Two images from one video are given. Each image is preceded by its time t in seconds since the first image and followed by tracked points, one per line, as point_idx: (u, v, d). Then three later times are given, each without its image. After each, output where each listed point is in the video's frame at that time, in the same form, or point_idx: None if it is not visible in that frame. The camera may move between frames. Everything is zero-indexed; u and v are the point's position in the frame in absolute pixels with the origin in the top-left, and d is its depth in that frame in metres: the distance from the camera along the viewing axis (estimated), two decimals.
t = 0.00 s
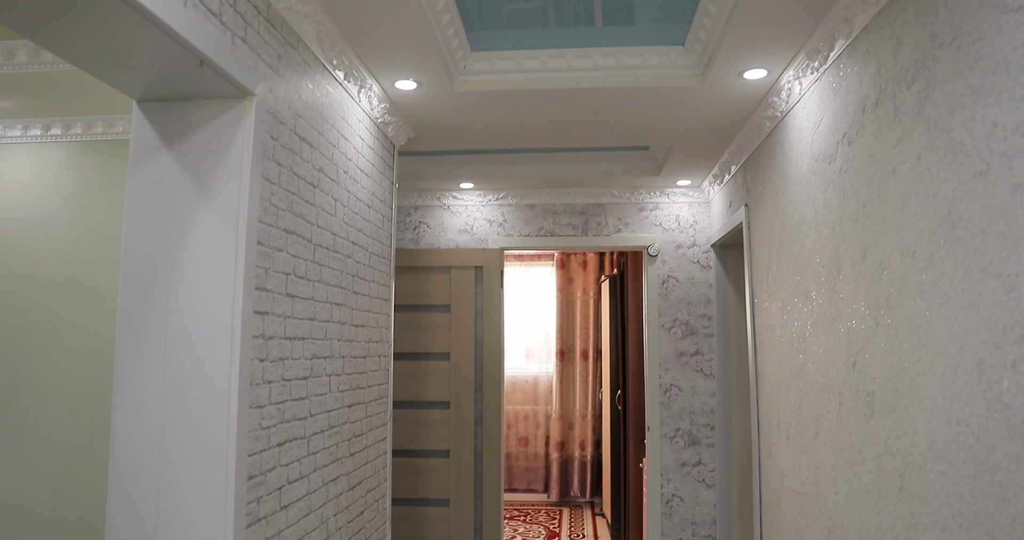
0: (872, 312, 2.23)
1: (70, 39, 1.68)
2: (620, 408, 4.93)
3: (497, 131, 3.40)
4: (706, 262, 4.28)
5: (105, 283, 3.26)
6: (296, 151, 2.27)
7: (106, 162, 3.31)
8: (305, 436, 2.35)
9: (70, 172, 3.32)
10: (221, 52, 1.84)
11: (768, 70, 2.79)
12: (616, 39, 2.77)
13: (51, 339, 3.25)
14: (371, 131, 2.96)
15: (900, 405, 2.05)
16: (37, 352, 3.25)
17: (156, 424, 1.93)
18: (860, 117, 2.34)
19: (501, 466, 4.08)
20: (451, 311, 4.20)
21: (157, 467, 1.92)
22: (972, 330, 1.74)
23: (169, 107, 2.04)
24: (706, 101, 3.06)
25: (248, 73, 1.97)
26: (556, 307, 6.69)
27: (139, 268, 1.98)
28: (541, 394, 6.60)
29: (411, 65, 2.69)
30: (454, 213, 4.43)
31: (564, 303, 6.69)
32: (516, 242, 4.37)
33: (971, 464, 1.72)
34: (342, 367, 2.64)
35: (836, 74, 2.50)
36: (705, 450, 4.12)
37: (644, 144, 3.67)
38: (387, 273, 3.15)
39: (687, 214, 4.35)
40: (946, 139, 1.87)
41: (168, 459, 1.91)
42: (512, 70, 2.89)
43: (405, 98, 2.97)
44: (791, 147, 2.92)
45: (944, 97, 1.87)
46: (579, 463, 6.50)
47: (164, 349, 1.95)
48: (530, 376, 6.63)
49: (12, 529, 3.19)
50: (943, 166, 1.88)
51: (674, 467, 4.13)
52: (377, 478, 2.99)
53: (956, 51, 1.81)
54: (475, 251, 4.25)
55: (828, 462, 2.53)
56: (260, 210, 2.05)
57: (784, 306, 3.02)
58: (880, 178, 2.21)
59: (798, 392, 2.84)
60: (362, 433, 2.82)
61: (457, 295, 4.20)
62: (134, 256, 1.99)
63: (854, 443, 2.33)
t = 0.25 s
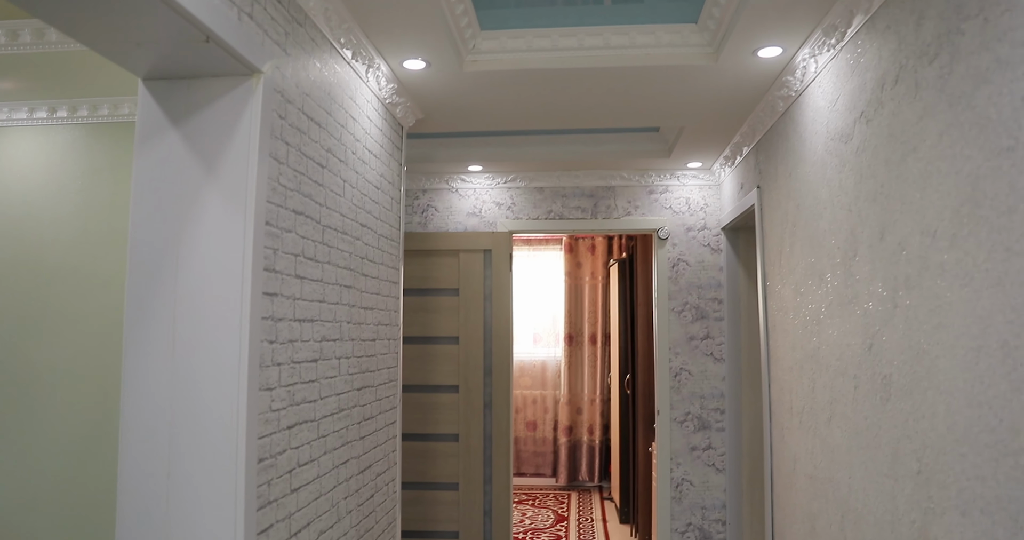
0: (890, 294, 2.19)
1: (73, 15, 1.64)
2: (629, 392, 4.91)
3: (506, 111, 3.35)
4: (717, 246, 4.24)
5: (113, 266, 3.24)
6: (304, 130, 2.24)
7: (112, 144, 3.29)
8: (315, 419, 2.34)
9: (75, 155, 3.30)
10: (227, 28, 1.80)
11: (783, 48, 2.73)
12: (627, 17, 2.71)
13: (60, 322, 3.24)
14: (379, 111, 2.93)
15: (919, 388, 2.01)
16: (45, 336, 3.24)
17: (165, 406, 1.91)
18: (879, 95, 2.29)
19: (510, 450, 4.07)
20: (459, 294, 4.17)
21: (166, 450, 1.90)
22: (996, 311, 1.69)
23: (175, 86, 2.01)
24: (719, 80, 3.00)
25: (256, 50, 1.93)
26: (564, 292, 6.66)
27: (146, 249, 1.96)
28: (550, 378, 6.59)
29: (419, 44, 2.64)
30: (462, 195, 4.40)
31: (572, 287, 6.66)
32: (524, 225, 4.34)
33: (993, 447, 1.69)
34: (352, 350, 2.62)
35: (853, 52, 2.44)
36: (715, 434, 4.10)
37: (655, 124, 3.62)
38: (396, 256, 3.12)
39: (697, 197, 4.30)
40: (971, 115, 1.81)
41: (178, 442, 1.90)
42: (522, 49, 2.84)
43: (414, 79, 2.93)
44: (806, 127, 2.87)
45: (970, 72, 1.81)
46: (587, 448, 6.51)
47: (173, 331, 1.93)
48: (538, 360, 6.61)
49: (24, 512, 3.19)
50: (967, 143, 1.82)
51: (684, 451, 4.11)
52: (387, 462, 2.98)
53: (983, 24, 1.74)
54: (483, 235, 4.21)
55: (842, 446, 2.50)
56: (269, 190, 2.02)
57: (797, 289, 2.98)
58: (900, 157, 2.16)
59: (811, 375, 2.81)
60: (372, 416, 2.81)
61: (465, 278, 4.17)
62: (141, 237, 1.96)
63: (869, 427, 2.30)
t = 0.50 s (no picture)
0: (924, 282, 2.14)
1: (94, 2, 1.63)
2: (649, 382, 4.88)
3: (526, 98, 3.31)
4: (739, 234, 4.18)
5: (135, 257, 3.25)
6: (325, 117, 2.22)
7: (133, 134, 3.29)
8: (338, 409, 2.33)
9: (97, 145, 3.31)
10: (248, 12, 1.77)
11: (811, 31, 2.66)
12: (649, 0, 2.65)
13: (84, 312, 3.26)
14: (399, 99, 2.90)
15: (954, 378, 1.96)
16: (69, 325, 3.26)
17: (189, 395, 1.91)
18: (912, 77, 2.22)
19: (530, 440, 4.05)
20: (479, 284, 4.15)
21: (190, 438, 1.90)
22: None
23: (196, 72, 1.99)
24: (744, 64, 2.94)
25: (277, 35, 1.91)
26: (582, 281, 6.62)
27: (169, 237, 1.95)
28: (569, 368, 6.57)
29: (440, 29, 2.61)
30: (481, 184, 4.37)
31: (590, 276, 6.62)
32: (543, 214, 4.30)
33: None
34: (374, 340, 2.61)
35: (885, 33, 2.38)
36: (737, 425, 4.06)
37: (678, 111, 3.56)
38: (416, 245, 3.10)
39: (718, 185, 4.24)
40: (1012, 95, 1.73)
41: (202, 431, 1.90)
42: (544, 35, 2.80)
43: (434, 65, 2.89)
44: (834, 111, 2.81)
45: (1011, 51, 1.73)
46: (606, 437, 6.48)
47: (196, 320, 1.92)
48: (556, 349, 6.59)
49: (50, 500, 3.22)
50: (1008, 125, 1.75)
51: (705, 441, 4.08)
52: (409, 451, 2.98)
53: None
54: (502, 224, 4.18)
55: (872, 436, 2.45)
56: (291, 177, 2.00)
57: (824, 277, 2.92)
58: (934, 141, 2.10)
59: (838, 364, 2.76)
60: (394, 406, 2.80)
61: (485, 267, 4.15)
62: (163, 225, 1.95)
63: (901, 417, 2.25)
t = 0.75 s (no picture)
0: (982, 272, 2.04)
1: None
2: (684, 375, 4.81)
3: (561, 86, 3.25)
4: (777, 224, 4.08)
5: (172, 248, 3.27)
6: (362, 105, 2.19)
7: (169, 127, 3.30)
8: (376, 401, 2.31)
9: (134, 138, 3.32)
10: None
11: (859, 12, 2.56)
12: None
13: (123, 304, 3.29)
14: (434, 87, 2.87)
15: (1017, 371, 1.87)
16: (110, 318, 3.29)
17: (228, 386, 1.90)
18: (971, 57, 2.11)
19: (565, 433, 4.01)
20: (512, 275, 4.12)
21: (231, 430, 1.90)
22: None
23: (233, 60, 1.97)
24: (788, 48, 2.85)
25: (314, 21, 1.89)
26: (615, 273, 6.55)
27: (208, 228, 1.94)
28: (601, 360, 6.52)
29: (476, 16, 2.56)
30: (514, 175, 4.32)
31: (623, 268, 6.56)
32: (577, 204, 4.25)
33: None
34: (411, 332, 2.59)
35: (939, 12, 2.27)
36: (776, 418, 3.98)
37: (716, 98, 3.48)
38: (452, 236, 3.08)
39: (756, 173, 4.15)
40: None
41: (242, 423, 1.89)
42: (581, 21, 2.73)
43: (470, 53, 2.86)
44: (882, 96, 2.71)
45: None
46: (639, 431, 6.42)
47: (235, 311, 1.91)
48: (589, 342, 6.55)
49: (92, 489, 3.27)
50: None
51: (743, 435, 4.01)
52: (446, 444, 2.96)
53: None
54: (535, 215, 4.14)
55: (924, 432, 2.37)
56: (329, 166, 1.98)
57: (871, 268, 2.83)
58: (995, 124, 2.00)
59: (887, 357, 2.68)
60: (431, 399, 2.78)
61: (519, 259, 4.11)
62: (202, 215, 1.95)
63: (957, 412, 2.17)
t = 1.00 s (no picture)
0: None
1: None
2: (724, 367, 4.73)
3: (600, 73, 3.19)
4: (821, 213, 3.98)
5: (212, 241, 3.29)
6: (401, 93, 2.17)
7: (208, 119, 3.32)
8: (417, 392, 2.30)
9: (173, 130, 3.35)
10: None
11: None
12: None
13: (164, 296, 3.33)
14: (471, 75, 2.84)
15: None
16: (151, 310, 3.33)
17: (269, 376, 1.90)
18: None
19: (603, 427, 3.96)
20: (550, 266, 4.08)
21: (272, 420, 1.89)
22: None
23: (271, 47, 1.95)
24: (835, 30, 2.75)
25: (353, 6, 1.86)
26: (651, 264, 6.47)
27: (247, 217, 1.93)
28: (638, 352, 6.45)
29: (514, 1, 2.51)
30: (551, 164, 4.28)
31: (659, 259, 6.48)
32: (615, 194, 4.19)
33: None
34: (449, 323, 2.57)
35: None
36: (819, 412, 3.89)
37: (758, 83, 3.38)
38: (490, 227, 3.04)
39: (799, 161, 4.04)
40: None
41: (283, 414, 1.88)
42: (621, 5, 2.66)
43: (507, 40, 2.81)
44: (936, 78, 2.60)
45: None
46: (677, 423, 6.34)
47: (275, 301, 1.91)
48: (625, 333, 6.49)
49: (136, 478, 3.32)
50: None
51: (786, 429, 3.93)
52: (485, 435, 2.94)
53: None
54: (572, 205, 4.09)
55: (982, 427, 2.28)
56: (368, 154, 1.95)
57: (923, 257, 2.73)
58: None
59: (941, 350, 2.58)
60: (470, 390, 2.76)
61: (556, 250, 4.07)
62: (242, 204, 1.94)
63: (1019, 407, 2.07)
